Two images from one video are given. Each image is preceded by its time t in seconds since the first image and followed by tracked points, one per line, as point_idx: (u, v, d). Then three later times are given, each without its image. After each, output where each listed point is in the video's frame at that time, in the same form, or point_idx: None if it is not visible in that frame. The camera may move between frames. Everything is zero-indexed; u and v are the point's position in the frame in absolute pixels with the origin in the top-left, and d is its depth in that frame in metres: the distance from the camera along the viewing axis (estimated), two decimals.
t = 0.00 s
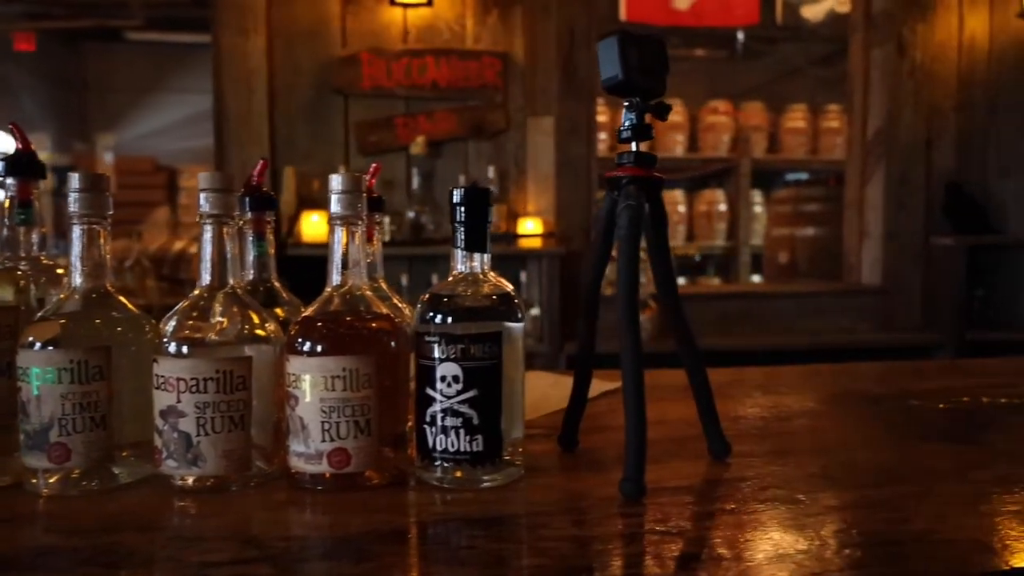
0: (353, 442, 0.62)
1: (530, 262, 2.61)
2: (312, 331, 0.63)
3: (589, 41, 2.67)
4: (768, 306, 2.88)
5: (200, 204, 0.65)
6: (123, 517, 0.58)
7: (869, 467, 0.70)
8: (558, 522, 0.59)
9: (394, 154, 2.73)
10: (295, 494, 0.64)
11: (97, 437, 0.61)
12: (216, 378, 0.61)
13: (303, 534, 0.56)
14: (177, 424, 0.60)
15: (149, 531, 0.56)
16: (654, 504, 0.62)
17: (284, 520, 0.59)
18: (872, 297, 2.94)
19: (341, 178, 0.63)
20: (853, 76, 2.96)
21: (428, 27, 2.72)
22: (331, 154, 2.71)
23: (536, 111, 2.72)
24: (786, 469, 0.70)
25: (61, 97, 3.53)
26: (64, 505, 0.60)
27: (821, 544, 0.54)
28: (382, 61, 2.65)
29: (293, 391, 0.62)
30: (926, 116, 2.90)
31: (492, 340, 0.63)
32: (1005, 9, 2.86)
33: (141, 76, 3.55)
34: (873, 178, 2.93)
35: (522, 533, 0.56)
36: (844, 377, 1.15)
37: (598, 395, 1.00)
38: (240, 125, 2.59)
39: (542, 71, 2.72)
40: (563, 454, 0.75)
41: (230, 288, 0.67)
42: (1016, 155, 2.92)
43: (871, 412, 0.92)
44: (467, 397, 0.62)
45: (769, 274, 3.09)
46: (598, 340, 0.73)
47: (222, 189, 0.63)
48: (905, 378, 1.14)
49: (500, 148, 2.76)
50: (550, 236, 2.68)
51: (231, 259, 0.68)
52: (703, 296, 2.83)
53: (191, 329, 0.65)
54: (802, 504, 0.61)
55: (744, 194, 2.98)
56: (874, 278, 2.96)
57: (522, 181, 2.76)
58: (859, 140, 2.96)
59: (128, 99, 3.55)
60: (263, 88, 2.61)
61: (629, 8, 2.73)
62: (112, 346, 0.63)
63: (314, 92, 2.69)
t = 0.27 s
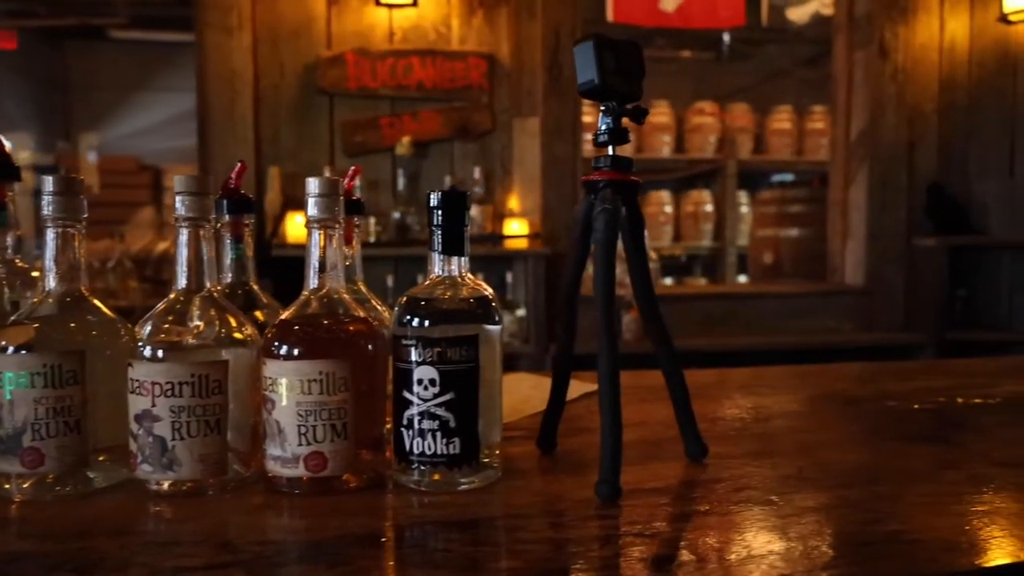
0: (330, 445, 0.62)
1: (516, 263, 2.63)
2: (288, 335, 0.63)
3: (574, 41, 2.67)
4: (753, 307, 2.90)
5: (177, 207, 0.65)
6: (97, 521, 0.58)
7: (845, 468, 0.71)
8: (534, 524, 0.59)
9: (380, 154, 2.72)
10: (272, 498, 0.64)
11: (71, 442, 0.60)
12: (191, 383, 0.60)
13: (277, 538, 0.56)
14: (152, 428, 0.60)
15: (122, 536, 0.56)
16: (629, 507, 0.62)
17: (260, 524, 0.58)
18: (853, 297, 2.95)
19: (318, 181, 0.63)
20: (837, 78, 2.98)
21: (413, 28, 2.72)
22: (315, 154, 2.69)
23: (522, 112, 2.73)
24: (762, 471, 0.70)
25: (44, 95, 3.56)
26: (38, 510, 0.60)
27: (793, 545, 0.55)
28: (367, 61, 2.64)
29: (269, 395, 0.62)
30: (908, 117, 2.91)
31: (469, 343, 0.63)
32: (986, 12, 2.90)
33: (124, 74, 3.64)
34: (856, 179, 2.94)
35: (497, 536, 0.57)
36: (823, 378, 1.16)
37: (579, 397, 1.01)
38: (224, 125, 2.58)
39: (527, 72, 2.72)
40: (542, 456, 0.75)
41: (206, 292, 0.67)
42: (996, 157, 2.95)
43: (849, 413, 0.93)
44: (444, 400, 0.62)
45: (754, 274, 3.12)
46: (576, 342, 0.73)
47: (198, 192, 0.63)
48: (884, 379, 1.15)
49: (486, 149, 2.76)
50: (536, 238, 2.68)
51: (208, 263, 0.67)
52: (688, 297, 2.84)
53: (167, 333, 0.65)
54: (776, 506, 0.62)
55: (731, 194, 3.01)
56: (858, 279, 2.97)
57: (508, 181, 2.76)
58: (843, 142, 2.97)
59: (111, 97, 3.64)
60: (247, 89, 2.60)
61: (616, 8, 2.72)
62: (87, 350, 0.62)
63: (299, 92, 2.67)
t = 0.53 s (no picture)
0: (309, 449, 0.62)
1: (503, 264, 2.64)
2: (267, 339, 0.63)
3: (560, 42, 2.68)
4: (739, 307, 2.91)
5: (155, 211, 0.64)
6: (73, 526, 0.58)
7: (821, 469, 0.72)
8: (512, 527, 0.59)
9: (366, 155, 2.72)
10: (250, 501, 0.64)
11: (47, 447, 0.60)
12: (169, 387, 0.60)
13: (254, 543, 0.56)
14: (129, 433, 0.60)
15: (98, 541, 0.55)
16: (607, 509, 0.63)
17: (238, 528, 0.58)
18: (837, 299, 2.96)
19: (297, 186, 0.63)
20: (821, 80, 3.00)
21: (399, 28, 2.72)
22: (301, 155, 2.69)
23: (508, 113, 2.73)
24: (739, 472, 0.71)
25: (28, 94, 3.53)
26: (14, 515, 0.60)
27: (767, 546, 0.55)
28: (354, 62, 2.64)
29: (248, 399, 0.62)
30: (891, 120, 2.93)
31: (448, 347, 0.63)
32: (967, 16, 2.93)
33: (109, 73, 3.61)
34: (840, 181, 2.95)
35: (475, 539, 0.57)
36: (804, 379, 1.17)
37: (561, 399, 1.01)
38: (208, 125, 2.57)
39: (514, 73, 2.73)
40: (522, 459, 0.76)
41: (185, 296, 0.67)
42: (977, 159, 2.98)
43: (827, 414, 0.94)
44: (423, 404, 0.62)
45: (740, 274, 3.14)
46: (556, 345, 0.74)
47: (176, 196, 0.63)
48: (864, 379, 1.16)
49: (472, 150, 2.76)
50: (522, 239, 2.69)
51: (186, 267, 0.67)
52: (674, 298, 2.85)
53: (144, 337, 0.64)
54: (752, 508, 0.62)
55: (717, 195, 3.02)
56: (842, 279, 2.97)
57: (495, 182, 2.77)
58: (827, 144, 2.99)
59: (96, 95, 3.61)
60: (232, 89, 2.59)
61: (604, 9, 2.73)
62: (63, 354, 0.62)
63: (284, 93, 2.67)
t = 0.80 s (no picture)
0: (294, 453, 0.62)
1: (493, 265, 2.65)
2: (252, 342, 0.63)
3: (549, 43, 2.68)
4: (728, 307, 2.92)
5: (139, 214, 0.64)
6: (56, 531, 0.58)
7: (805, 470, 0.73)
8: (496, 530, 0.59)
9: (356, 155, 2.71)
10: (235, 505, 0.64)
11: (30, 451, 0.60)
12: (153, 391, 0.60)
13: (239, 547, 0.56)
14: (113, 437, 0.60)
15: (80, 547, 0.55)
16: (591, 511, 0.63)
17: (222, 532, 0.58)
18: (826, 299, 2.98)
19: (282, 189, 0.63)
20: (809, 81, 3.01)
21: (389, 29, 2.71)
22: (290, 155, 2.68)
23: (498, 113, 2.73)
24: (723, 474, 0.72)
25: (14, 93, 3.50)
26: None
27: (749, 548, 0.56)
28: (343, 63, 2.63)
29: (232, 403, 0.62)
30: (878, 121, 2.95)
31: (433, 350, 0.63)
32: (953, 18, 2.95)
33: (97, 72, 3.58)
34: (828, 182, 2.97)
35: (460, 542, 0.57)
36: (790, 380, 1.18)
37: (548, 400, 1.01)
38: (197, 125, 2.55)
39: (503, 74, 2.73)
40: (508, 461, 0.76)
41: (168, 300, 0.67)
42: (963, 160, 3.00)
43: (813, 415, 0.95)
44: (408, 407, 0.62)
45: (729, 275, 3.16)
46: (542, 348, 0.74)
47: (160, 199, 0.63)
48: (849, 380, 1.17)
49: (461, 151, 2.76)
50: (512, 239, 2.69)
51: (171, 270, 0.67)
52: (664, 298, 2.86)
53: (128, 340, 0.64)
54: (736, 509, 0.63)
55: (707, 196, 3.04)
56: (830, 280, 2.99)
57: (484, 183, 2.77)
58: (815, 145, 3.00)
59: (83, 94, 3.58)
60: (220, 89, 2.58)
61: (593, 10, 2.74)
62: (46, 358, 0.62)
63: (273, 94, 2.66)
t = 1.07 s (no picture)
0: (279, 457, 0.62)
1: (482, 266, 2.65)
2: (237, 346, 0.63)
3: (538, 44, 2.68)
4: (716, 308, 2.94)
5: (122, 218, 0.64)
6: (39, 537, 0.58)
7: (787, 471, 0.73)
8: (481, 533, 0.60)
9: (344, 156, 2.71)
10: (220, 509, 0.64)
11: (13, 456, 0.60)
12: (136, 396, 0.60)
13: (223, 551, 0.56)
14: (96, 441, 0.60)
15: (64, 552, 0.55)
16: (576, 513, 0.63)
17: (207, 536, 0.58)
18: (814, 300, 3.00)
19: (266, 193, 0.63)
20: (796, 83, 3.03)
21: (377, 29, 2.71)
22: (278, 156, 2.67)
23: (486, 114, 2.73)
24: (708, 476, 0.72)
25: None
26: None
27: (732, 550, 0.56)
28: (331, 63, 2.62)
29: (217, 407, 0.62)
30: (864, 123, 2.98)
31: (418, 354, 0.63)
32: (937, 21, 2.98)
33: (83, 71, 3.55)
34: (815, 183, 2.99)
35: (444, 545, 0.57)
36: (776, 381, 1.19)
37: (535, 402, 1.02)
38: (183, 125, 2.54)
39: (491, 75, 2.73)
40: (493, 463, 0.76)
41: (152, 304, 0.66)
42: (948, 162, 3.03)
43: (796, 416, 0.96)
44: (393, 410, 0.62)
45: (717, 275, 3.15)
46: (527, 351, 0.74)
47: (144, 203, 0.62)
48: (834, 381, 1.18)
49: (450, 152, 2.76)
50: (501, 240, 2.69)
51: (155, 274, 0.67)
52: (653, 299, 2.87)
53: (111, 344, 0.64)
54: (719, 511, 0.63)
55: (696, 196, 3.05)
56: (817, 280, 3.01)
57: (473, 184, 2.77)
58: (802, 146, 3.02)
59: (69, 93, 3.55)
60: (207, 90, 2.56)
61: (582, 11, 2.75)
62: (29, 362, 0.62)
63: (261, 94, 2.65)
